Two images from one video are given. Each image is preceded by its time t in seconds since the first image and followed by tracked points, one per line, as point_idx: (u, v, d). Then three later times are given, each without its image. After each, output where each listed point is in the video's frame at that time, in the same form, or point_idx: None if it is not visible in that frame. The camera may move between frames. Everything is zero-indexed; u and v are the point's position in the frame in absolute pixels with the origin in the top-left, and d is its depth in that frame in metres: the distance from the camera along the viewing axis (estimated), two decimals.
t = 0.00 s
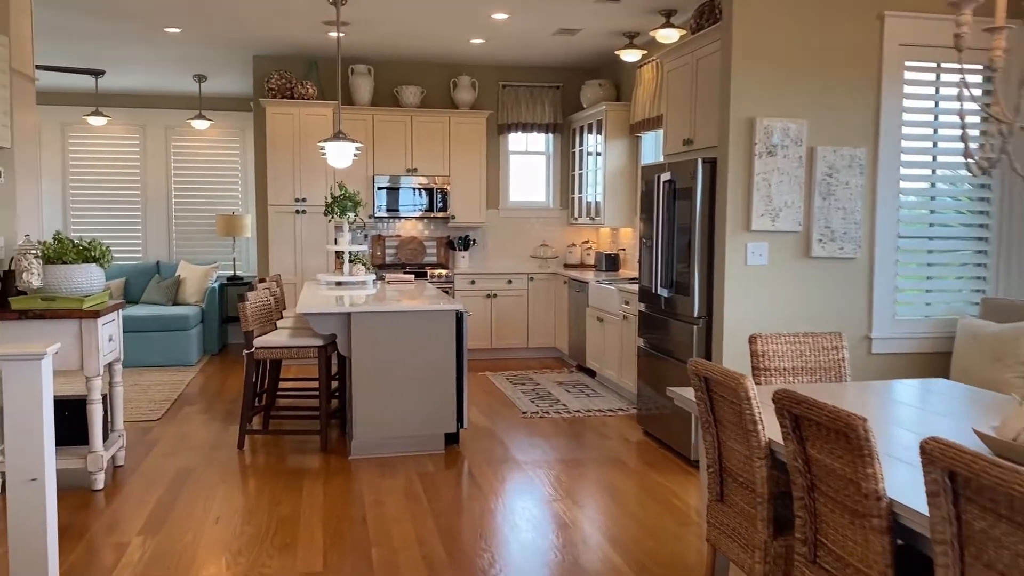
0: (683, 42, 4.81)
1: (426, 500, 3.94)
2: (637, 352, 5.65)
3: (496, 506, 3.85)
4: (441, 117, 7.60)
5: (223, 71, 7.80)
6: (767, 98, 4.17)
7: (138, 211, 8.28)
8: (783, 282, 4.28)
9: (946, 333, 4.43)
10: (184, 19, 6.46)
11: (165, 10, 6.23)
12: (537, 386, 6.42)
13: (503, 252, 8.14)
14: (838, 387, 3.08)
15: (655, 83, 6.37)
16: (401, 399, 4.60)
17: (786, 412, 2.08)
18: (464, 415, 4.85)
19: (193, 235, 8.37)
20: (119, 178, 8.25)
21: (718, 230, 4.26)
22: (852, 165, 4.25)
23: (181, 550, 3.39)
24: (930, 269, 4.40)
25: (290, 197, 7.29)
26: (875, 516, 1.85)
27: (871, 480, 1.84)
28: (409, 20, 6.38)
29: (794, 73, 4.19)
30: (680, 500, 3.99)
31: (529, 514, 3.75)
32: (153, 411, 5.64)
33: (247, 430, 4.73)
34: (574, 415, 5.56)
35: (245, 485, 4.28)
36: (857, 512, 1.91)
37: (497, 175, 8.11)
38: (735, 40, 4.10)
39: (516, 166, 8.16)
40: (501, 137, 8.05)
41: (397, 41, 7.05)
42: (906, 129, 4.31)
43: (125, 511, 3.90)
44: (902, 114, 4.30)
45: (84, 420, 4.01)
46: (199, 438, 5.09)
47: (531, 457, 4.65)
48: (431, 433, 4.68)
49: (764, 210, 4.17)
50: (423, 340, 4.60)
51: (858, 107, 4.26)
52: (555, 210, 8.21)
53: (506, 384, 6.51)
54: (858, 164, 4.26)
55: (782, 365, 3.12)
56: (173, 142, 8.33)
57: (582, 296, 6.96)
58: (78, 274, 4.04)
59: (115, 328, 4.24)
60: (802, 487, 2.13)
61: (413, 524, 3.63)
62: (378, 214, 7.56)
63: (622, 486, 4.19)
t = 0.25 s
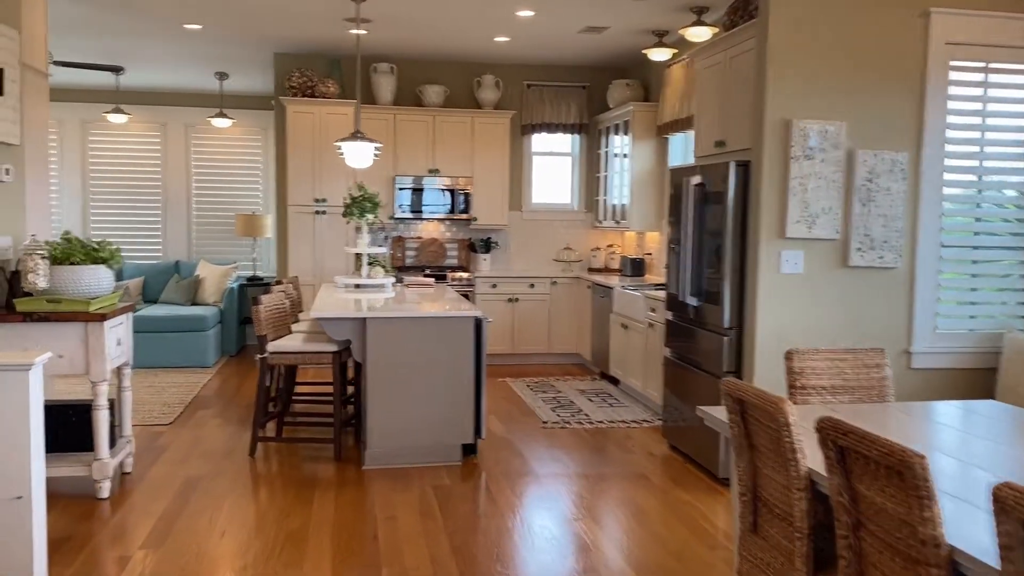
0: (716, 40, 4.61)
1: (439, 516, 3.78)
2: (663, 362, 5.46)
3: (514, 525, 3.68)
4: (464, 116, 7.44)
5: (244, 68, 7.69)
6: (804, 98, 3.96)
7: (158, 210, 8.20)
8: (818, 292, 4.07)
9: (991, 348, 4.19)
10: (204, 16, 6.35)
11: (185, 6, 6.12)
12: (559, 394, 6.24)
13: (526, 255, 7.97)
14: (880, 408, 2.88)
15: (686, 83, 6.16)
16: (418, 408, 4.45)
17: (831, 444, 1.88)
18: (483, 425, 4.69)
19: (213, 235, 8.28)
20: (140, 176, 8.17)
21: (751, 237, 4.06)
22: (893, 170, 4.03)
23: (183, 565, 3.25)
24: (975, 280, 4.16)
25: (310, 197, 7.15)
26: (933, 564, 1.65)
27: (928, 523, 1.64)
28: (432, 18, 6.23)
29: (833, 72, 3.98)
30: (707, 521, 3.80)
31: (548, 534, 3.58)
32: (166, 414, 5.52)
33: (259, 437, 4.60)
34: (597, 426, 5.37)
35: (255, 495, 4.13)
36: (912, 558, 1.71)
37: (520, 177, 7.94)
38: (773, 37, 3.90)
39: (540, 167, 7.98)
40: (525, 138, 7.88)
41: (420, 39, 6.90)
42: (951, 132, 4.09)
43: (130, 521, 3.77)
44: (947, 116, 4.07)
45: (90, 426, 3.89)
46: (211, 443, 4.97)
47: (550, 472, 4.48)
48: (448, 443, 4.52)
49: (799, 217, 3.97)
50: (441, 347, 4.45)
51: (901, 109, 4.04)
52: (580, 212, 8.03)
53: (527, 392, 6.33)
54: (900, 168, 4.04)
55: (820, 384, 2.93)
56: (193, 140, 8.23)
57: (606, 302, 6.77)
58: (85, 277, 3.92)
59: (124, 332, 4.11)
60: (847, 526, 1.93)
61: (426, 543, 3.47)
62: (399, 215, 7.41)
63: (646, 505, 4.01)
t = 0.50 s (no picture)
0: (739, 39, 4.44)
1: (451, 536, 3.63)
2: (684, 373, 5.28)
3: (528, 546, 3.52)
4: (480, 120, 7.30)
5: (258, 72, 7.59)
6: (834, 99, 3.78)
7: (171, 215, 8.11)
8: (848, 302, 3.89)
9: None
10: (216, 19, 6.25)
11: (196, 9, 6.01)
12: (576, 405, 6.08)
13: (543, 261, 7.81)
14: (919, 428, 2.70)
15: (707, 84, 5.99)
16: (430, 420, 4.31)
17: (873, 474, 1.71)
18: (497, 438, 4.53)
19: (226, 240, 8.18)
20: (153, 181, 8.09)
21: (777, 244, 3.89)
22: (928, 174, 3.84)
23: None
24: (1014, 289, 3.96)
25: (323, 202, 7.03)
26: None
27: (985, 569, 1.46)
28: (447, 19, 6.09)
29: (864, 71, 3.80)
30: (731, 543, 3.62)
31: (564, 557, 3.41)
32: (174, 424, 5.41)
33: (266, 449, 4.46)
34: (616, 439, 5.21)
35: (261, 511, 4.00)
36: None
37: (537, 181, 7.79)
38: (800, 34, 3.72)
39: (558, 171, 7.83)
40: (542, 142, 7.73)
41: (435, 42, 6.77)
42: (988, 133, 3.89)
43: (130, 538, 3.64)
44: (984, 117, 3.88)
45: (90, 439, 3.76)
46: (219, 455, 4.84)
47: (567, 488, 4.31)
48: (461, 458, 4.37)
49: (829, 223, 3.79)
50: (453, 357, 4.31)
51: (935, 110, 3.85)
52: (598, 218, 7.86)
53: (543, 402, 6.17)
54: (935, 172, 3.85)
55: (854, 402, 2.76)
56: (207, 145, 8.14)
57: (625, 309, 6.59)
58: (87, 284, 3.82)
59: (127, 342, 3.99)
60: (889, 564, 1.75)
61: (436, 565, 3.31)
62: (413, 220, 7.27)
63: (667, 525, 3.83)
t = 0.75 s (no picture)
0: (752, 38, 4.27)
1: (453, 559, 3.45)
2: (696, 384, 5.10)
3: (534, 570, 3.34)
4: (485, 124, 7.14)
5: (259, 77, 7.45)
6: (852, 99, 3.60)
7: (172, 223, 7.98)
8: (869, 311, 3.71)
9: None
10: (214, 23, 6.11)
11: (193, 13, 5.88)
12: (584, 417, 5.90)
13: (551, 268, 7.64)
14: (952, 449, 2.52)
15: (717, 87, 5.82)
16: (432, 436, 4.15)
17: (915, 511, 1.53)
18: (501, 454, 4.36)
19: (228, 249, 8.04)
20: (154, 189, 7.96)
21: (793, 252, 3.71)
22: (952, 177, 3.65)
23: None
24: None
25: (325, 209, 6.88)
26: None
27: None
28: (450, 21, 5.94)
29: (884, 69, 3.62)
30: (747, 566, 3.43)
31: None
32: (170, 438, 5.25)
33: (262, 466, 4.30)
34: (625, 453, 5.03)
35: (255, 531, 3.83)
36: None
37: (544, 187, 7.62)
38: (816, 31, 3.55)
39: (566, 177, 7.66)
40: (549, 147, 7.56)
41: (439, 45, 6.62)
42: (1015, 134, 3.71)
43: (117, 561, 3.48)
44: (1010, 117, 3.69)
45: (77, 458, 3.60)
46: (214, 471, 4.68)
47: (574, 506, 4.13)
48: (464, 474, 4.20)
49: (848, 228, 3.61)
50: (455, 370, 4.14)
51: (960, 110, 3.67)
52: (606, 224, 7.69)
53: (550, 414, 5.99)
54: (959, 175, 3.66)
55: (880, 421, 2.58)
56: (208, 152, 8.01)
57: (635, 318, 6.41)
58: (74, 295, 3.67)
59: (115, 355, 3.84)
60: None
61: None
62: (417, 227, 7.11)
63: (679, 546, 3.65)
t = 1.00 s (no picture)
0: (755, 32, 4.10)
1: None
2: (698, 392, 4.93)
3: None
4: (481, 124, 6.98)
5: (250, 77, 7.29)
6: (863, 94, 3.44)
7: (162, 226, 7.82)
8: (880, 317, 3.54)
9: None
10: (201, 21, 5.94)
11: (180, 10, 5.71)
12: (583, 425, 5.73)
13: (549, 271, 7.47)
14: (975, 467, 2.35)
15: (720, 84, 5.65)
16: (424, 447, 3.98)
17: (947, 546, 1.35)
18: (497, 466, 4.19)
19: (219, 252, 7.88)
20: (144, 192, 7.80)
21: (801, 255, 3.55)
22: (967, 176, 3.49)
23: None
24: None
25: (317, 212, 6.72)
26: None
27: None
28: (444, 18, 5.78)
29: (895, 63, 3.45)
30: None
31: None
32: (155, 449, 5.08)
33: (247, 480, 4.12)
34: (625, 464, 4.86)
35: (237, 549, 3.66)
36: None
37: (542, 188, 7.45)
38: (824, 23, 3.38)
39: (564, 178, 7.49)
40: (547, 147, 7.39)
41: (433, 43, 6.45)
42: None
43: None
44: None
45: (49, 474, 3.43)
46: (198, 484, 4.50)
47: (572, 521, 3.96)
48: (458, 488, 4.03)
49: (859, 230, 3.44)
50: (448, 378, 3.97)
51: (975, 106, 3.51)
52: (606, 226, 7.52)
53: (549, 422, 5.81)
54: (975, 174, 3.50)
55: (897, 436, 2.41)
56: (198, 153, 7.84)
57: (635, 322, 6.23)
58: (48, 303, 3.49)
59: (92, 366, 3.67)
60: None
61: None
62: (412, 230, 6.93)
63: (682, 563, 3.48)
